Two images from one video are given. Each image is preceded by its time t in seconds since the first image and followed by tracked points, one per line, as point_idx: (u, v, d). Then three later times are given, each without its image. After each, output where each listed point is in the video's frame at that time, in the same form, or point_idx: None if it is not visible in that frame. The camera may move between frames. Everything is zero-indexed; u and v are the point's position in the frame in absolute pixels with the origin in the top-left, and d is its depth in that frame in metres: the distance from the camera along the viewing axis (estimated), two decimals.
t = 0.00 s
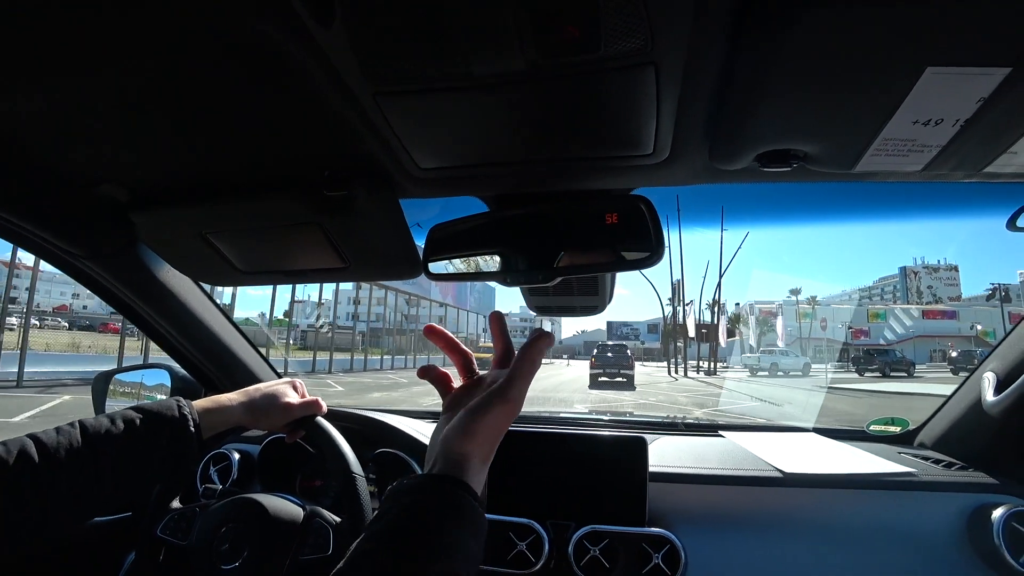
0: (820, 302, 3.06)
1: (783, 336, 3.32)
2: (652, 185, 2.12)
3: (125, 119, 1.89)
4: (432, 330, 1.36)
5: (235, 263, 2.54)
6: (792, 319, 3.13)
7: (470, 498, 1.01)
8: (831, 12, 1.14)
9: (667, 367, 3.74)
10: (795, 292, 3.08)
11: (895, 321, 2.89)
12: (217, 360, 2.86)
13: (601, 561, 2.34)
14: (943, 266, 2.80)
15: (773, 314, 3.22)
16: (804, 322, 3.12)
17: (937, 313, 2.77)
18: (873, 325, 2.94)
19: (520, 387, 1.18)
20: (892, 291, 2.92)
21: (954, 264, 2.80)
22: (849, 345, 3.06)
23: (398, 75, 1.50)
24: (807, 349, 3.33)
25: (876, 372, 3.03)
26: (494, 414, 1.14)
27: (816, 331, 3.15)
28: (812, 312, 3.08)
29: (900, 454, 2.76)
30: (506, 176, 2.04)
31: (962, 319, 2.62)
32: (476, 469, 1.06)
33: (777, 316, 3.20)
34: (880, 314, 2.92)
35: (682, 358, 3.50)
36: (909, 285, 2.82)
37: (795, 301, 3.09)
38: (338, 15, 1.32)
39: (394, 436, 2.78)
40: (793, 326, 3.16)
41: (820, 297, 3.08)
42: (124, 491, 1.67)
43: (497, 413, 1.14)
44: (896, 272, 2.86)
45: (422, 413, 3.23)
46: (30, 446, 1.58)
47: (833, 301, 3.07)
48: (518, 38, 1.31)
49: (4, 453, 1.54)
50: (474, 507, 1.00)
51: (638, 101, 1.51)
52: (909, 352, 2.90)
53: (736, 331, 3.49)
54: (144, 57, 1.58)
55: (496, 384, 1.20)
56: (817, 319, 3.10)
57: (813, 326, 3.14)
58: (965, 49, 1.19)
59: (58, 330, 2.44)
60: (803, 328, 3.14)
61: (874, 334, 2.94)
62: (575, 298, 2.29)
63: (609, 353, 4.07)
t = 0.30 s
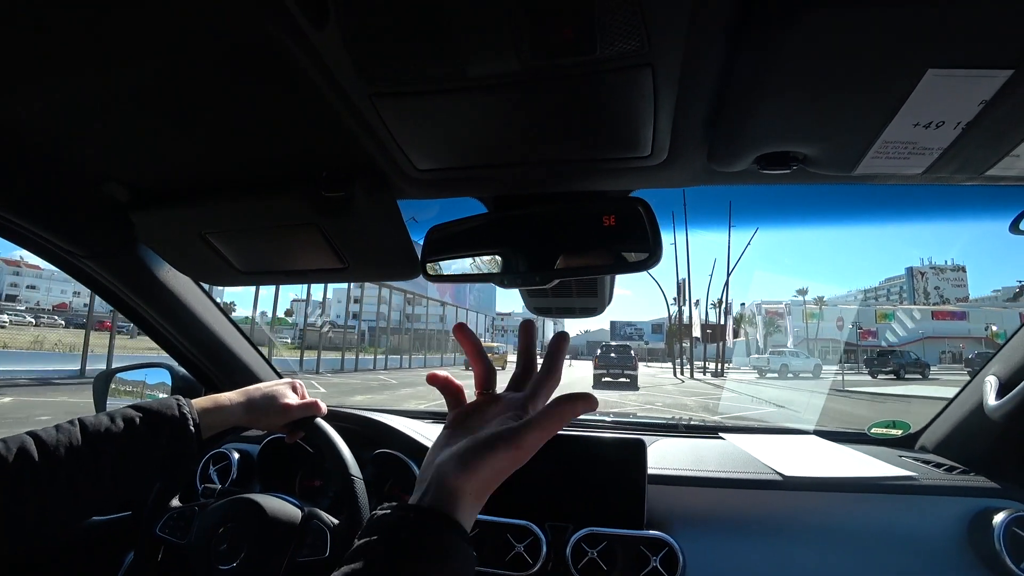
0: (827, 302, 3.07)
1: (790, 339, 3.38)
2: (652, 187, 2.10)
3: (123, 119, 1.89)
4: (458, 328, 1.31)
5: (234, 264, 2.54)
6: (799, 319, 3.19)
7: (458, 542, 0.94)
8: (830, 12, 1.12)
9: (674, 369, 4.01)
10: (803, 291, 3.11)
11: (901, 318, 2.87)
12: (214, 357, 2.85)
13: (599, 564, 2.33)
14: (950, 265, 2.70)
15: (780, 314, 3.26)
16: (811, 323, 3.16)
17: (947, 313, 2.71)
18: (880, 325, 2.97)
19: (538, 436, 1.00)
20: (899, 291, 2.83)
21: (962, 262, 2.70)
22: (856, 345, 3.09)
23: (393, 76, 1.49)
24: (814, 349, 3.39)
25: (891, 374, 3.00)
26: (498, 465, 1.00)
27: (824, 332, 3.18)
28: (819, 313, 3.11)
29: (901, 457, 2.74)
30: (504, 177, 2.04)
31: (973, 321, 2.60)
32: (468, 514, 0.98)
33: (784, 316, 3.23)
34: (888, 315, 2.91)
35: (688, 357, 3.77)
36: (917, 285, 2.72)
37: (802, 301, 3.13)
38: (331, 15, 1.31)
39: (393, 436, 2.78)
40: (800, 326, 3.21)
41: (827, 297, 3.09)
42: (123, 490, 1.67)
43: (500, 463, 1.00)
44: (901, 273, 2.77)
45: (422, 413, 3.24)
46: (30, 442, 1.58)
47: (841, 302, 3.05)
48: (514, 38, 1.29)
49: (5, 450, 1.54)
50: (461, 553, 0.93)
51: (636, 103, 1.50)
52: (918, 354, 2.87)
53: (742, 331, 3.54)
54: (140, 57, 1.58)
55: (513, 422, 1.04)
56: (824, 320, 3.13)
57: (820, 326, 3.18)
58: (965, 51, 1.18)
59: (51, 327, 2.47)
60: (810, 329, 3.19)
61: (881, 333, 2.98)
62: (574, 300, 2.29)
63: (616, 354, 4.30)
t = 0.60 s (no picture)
0: (832, 301, 3.12)
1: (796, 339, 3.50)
2: (651, 186, 2.10)
3: (122, 121, 1.89)
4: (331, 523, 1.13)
5: (234, 265, 2.55)
6: (805, 319, 3.27)
7: None
8: (826, 8, 1.12)
9: (679, 372, 4.35)
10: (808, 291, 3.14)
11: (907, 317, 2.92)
12: (214, 357, 2.84)
13: (600, 564, 2.28)
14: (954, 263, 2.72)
15: (783, 313, 3.43)
16: (816, 322, 3.23)
17: (952, 313, 2.71)
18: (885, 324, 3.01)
19: None
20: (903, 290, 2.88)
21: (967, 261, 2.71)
22: (861, 345, 3.12)
23: (391, 76, 1.49)
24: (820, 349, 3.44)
25: (902, 374, 2.98)
26: None
27: (831, 332, 3.21)
28: (824, 312, 3.16)
29: (902, 455, 2.73)
30: (503, 177, 2.04)
31: (980, 319, 2.58)
32: None
33: (790, 315, 3.36)
34: (894, 314, 2.96)
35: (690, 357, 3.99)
36: (919, 284, 2.76)
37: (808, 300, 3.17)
38: (328, 13, 1.31)
39: (394, 437, 2.78)
40: (805, 325, 3.30)
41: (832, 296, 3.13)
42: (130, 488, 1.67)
43: None
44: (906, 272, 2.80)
45: (424, 414, 3.25)
46: (37, 439, 1.59)
47: (845, 301, 3.10)
48: (511, 36, 1.29)
49: (13, 447, 1.55)
50: None
51: (634, 100, 1.50)
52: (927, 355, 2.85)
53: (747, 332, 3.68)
54: (138, 58, 1.58)
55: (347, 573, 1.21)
56: (830, 319, 3.17)
57: (827, 326, 3.21)
58: (964, 45, 1.17)
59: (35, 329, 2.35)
60: (816, 328, 3.25)
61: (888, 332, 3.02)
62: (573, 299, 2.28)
63: (616, 356, 4.82)
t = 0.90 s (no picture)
0: (836, 302, 3.12)
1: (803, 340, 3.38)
2: (653, 183, 2.07)
3: (114, 118, 1.87)
4: None
5: (230, 263, 2.53)
6: (808, 320, 3.19)
7: None
8: None
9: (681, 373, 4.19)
10: (811, 291, 3.09)
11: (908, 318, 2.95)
12: (211, 359, 2.81)
13: (600, 567, 2.25)
14: (957, 264, 2.76)
15: (786, 314, 3.30)
16: (819, 323, 3.17)
17: (959, 313, 2.70)
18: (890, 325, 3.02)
19: None
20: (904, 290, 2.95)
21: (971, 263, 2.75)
22: (867, 347, 3.11)
23: (388, 70, 1.47)
24: (823, 348, 3.40)
25: (915, 377, 2.89)
26: None
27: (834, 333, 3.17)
28: (827, 312, 3.13)
29: (906, 456, 2.70)
30: (502, 174, 2.01)
31: (986, 320, 2.59)
32: None
33: (793, 316, 3.25)
34: (898, 315, 2.98)
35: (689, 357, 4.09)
36: (923, 285, 2.80)
37: (812, 301, 3.11)
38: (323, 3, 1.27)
39: (392, 438, 2.76)
40: (809, 327, 3.22)
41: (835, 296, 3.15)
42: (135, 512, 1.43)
43: None
44: (908, 272, 2.86)
45: (422, 415, 3.22)
46: (49, 447, 1.39)
47: (848, 301, 3.14)
48: (509, 27, 1.27)
49: (23, 455, 1.35)
50: None
51: (635, 94, 1.47)
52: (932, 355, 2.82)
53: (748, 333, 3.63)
54: (129, 53, 1.55)
55: None
56: (833, 321, 3.16)
57: (831, 328, 3.18)
58: (974, 37, 1.14)
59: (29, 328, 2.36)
60: (819, 330, 3.20)
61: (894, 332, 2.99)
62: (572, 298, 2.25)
63: (616, 356, 4.82)
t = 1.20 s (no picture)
0: (838, 302, 3.21)
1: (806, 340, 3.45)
2: (652, 181, 2.07)
3: (113, 117, 1.86)
4: None
5: (230, 262, 2.53)
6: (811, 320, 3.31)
7: None
8: None
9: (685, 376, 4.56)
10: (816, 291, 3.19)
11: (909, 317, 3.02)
12: (211, 358, 2.80)
13: (601, 566, 2.24)
14: (958, 265, 2.79)
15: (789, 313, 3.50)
16: (822, 323, 3.27)
17: (962, 314, 2.74)
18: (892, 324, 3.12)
19: None
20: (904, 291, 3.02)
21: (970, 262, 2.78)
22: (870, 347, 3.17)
23: (386, 67, 1.46)
24: (831, 349, 3.34)
25: (929, 378, 2.83)
26: None
27: (837, 334, 3.21)
28: (830, 312, 3.23)
29: (907, 455, 2.69)
30: (501, 172, 2.01)
31: (991, 320, 2.56)
32: None
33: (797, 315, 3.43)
34: (903, 315, 3.05)
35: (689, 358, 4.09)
36: (922, 284, 2.87)
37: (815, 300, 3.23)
38: None
39: (392, 437, 2.76)
40: (813, 327, 3.33)
41: (839, 296, 3.24)
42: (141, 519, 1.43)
43: None
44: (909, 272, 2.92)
45: (422, 415, 3.22)
46: (54, 455, 1.40)
47: (850, 301, 3.20)
48: (507, 23, 1.26)
49: (29, 464, 1.36)
50: None
51: (634, 90, 1.46)
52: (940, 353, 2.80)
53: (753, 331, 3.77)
54: (126, 51, 1.54)
55: None
56: (837, 320, 3.21)
57: (833, 328, 3.23)
58: (978, 31, 1.14)
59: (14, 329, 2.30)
60: (821, 330, 3.27)
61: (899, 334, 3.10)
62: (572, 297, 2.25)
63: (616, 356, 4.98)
